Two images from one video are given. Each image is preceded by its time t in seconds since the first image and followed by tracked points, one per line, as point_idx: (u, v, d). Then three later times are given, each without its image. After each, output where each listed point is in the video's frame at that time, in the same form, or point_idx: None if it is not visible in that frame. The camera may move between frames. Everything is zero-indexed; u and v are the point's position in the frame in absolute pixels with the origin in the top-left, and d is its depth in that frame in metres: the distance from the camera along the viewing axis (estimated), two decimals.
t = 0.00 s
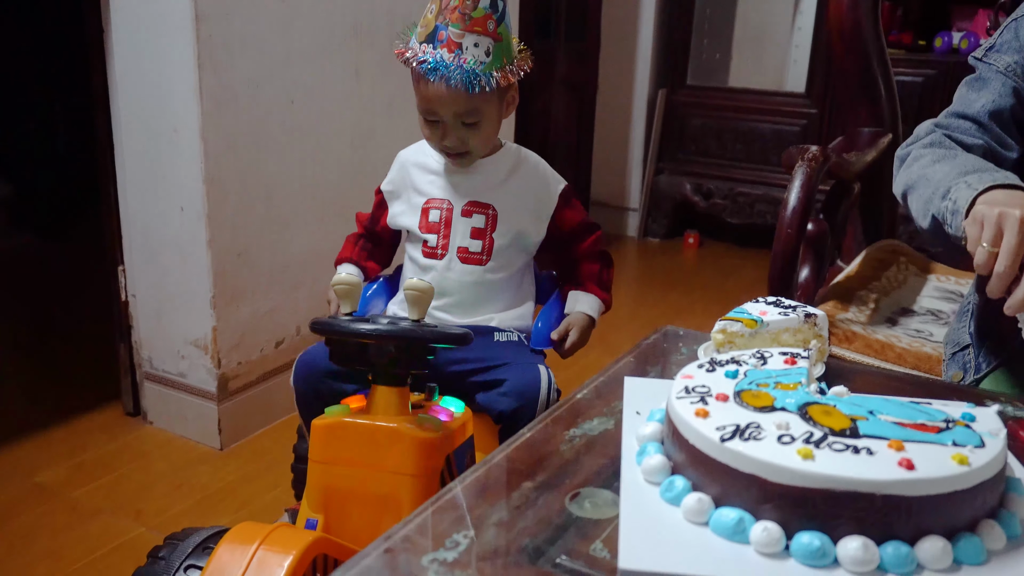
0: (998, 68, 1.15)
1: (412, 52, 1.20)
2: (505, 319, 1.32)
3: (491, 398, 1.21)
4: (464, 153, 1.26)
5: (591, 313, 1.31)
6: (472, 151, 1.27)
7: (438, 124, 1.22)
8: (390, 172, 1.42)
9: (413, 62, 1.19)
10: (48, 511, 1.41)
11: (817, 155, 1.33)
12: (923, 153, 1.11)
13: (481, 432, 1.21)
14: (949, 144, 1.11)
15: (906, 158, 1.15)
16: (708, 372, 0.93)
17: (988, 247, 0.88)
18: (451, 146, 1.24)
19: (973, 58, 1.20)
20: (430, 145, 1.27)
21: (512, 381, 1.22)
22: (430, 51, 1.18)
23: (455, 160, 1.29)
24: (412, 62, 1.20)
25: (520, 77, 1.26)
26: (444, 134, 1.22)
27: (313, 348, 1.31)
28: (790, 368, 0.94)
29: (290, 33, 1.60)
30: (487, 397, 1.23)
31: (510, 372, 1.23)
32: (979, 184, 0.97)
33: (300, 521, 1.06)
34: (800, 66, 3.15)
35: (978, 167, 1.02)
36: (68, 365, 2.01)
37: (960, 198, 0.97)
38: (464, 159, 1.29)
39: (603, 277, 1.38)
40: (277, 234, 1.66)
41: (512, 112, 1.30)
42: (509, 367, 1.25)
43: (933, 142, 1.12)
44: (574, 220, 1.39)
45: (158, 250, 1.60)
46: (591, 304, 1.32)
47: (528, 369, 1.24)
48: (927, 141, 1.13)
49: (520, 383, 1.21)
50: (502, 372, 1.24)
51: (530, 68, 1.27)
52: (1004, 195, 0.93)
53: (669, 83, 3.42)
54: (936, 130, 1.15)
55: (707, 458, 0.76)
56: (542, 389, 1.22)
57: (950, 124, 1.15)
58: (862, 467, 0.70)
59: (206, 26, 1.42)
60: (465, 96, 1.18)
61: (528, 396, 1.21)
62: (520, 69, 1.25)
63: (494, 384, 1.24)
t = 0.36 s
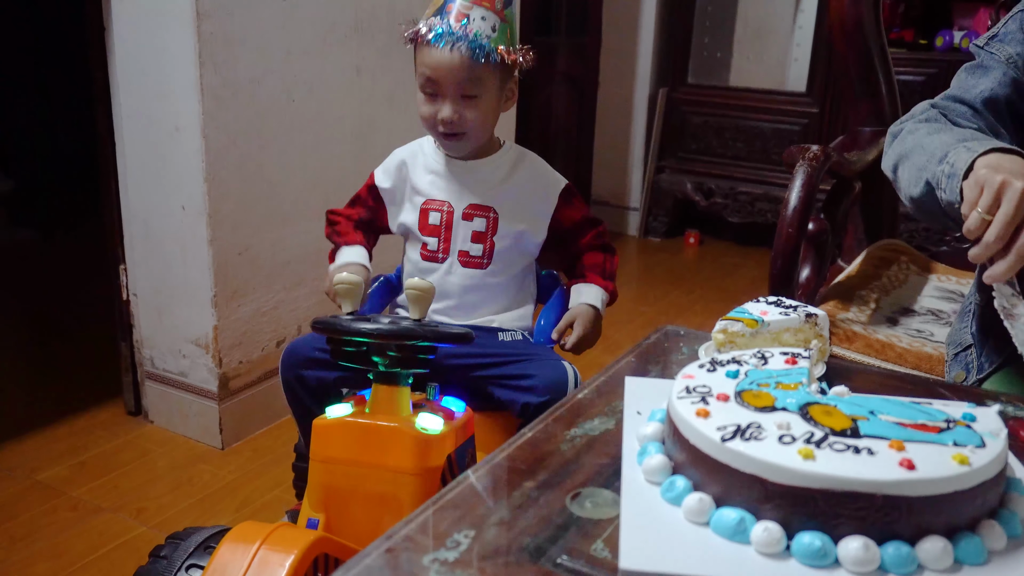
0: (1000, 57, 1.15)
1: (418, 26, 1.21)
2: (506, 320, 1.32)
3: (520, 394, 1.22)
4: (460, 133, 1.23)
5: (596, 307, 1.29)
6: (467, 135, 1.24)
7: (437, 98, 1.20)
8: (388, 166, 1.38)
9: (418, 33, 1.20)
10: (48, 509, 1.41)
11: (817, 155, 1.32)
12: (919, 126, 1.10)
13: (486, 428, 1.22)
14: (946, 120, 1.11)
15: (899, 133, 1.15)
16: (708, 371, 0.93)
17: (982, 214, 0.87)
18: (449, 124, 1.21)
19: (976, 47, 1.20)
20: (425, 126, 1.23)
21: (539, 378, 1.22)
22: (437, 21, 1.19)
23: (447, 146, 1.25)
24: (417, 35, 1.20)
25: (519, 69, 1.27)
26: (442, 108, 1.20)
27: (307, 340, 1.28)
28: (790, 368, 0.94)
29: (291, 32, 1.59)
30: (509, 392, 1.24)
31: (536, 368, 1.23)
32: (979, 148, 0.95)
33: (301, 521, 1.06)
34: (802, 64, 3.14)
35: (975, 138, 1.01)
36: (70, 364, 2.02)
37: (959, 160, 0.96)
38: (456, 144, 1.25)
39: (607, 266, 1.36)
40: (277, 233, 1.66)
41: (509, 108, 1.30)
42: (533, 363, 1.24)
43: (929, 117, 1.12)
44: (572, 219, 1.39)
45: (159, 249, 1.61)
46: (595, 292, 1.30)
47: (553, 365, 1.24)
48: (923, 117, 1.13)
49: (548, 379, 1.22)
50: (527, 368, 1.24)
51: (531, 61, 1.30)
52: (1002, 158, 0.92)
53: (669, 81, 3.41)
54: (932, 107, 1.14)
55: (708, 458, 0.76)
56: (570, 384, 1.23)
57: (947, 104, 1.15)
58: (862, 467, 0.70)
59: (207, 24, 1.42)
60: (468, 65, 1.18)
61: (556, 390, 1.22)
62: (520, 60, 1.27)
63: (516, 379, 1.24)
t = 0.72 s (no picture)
0: (994, 64, 1.15)
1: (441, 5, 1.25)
2: (512, 321, 1.32)
3: (511, 395, 1.21)
4: (471, 104, 1.22)
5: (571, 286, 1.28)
6: (476, 108, 1.23)
7: (451, 65, 1.22)
8: (389, 172, 1.31)
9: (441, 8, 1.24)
10: (48, 510, 1.41)
11: (818, 157, 1.32)
12: (911, 139, 1.12)
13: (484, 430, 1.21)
14: (939, 132, 1.11)
15: (893, 146, 1.16)
16: (709, 372, 0.93)
17: (965, 229, 0.89)
18: (460, 90, 1.21)
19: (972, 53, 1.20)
20: (435, 98, 1.23)
21: (530, 378, 1.22)
22: None
23: (454, 123, 1.24)
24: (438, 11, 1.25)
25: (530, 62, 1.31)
26: (455, 74, 1.21)
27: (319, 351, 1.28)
28: (791, 368, 0.94)
29: (291, 33, 1.59)
30: (504, 395, 1.23)
31: (528, 368, 1.23)
32: (966, 162, 0.97)
33: (301, 522, 1.06)
34: (802, 65, 3.14)
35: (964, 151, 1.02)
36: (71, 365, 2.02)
37: (947, 175, 0.98)
38: (465, 121, 1.24)
39: (592, 255, 1.35)
40: (278, 234, 1.66)
41: (516, 104, 1.32)
42: (525, 364, 1.24)
43: (920, 131, 1.13)
44: (570, 221, 1.39)
45: (159, 250, 1.61)
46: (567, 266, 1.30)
47: (545, 366, 1.24)
48: (914, 130, 1.14)
49: (538, 379, 1.21)
50: (519, 368, 1.24)
51: (542, 63, 1.33)
52: (988, 173, 0.94)
53: (670, 83, 3.42)
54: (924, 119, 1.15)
55: (709, 459, 0.76)
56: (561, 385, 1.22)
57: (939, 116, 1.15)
58: (863, 468, 0.70)
59: (207, 25, 1.42)
60: (488, 34, 1.21)
61: (546, 392, 1.21)
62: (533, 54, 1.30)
63: (509, 380, 1.24)
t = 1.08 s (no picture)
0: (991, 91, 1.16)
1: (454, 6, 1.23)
2: (511, 318, 1.31)
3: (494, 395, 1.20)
4: (492, 111, 1.23)
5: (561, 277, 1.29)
6: (495, 115, 1.24)
7: (474, 72, 1.21)
8: (389, 173, 1.31)
9: (459, 10, 1.22)
10: (48, 510, 1.41)
11: (818, 155, 1.32)
12: (914, 188, 1.14)
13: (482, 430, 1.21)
14: (939, 174, 1.13)
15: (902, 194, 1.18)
16: (709, 372, 0.93)
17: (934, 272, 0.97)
18: (484, 98, 1.21)
19: (973, 71, 1.20)
20: (455, 103, 1.22)
21: (513, 378, 1.21)
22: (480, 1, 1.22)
23: (473, 129, 1.24)
24: (454, 13, 1.23)
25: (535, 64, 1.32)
26: (480, 81, 1.21)
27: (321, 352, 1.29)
28: (791, 368, 0.94)
29: (291, 33, 1.59)
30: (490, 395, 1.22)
31: (511, 369, 1.22)
32: (945, 221, 1.02)
33: (301, 521, 1.06)
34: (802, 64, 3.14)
35: (954, 201, 1.05)
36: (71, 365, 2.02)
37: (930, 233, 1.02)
38: (482, 126, 1.24)
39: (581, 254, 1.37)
40: (278, 234, 1.66)
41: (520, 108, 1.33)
42: (510, 365, 1.24)
43: (924, 175, 1.15)
44: (569, 220, 1.39)
45: (159, 250, 1.61)
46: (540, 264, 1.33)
47: (530, 365, 1.23)
48: (919, 175, 1.16)
49: (521, 379, 1.20)
50: (504, 369, 1.23)
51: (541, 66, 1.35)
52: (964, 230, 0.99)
53: (670, 82, 3.42)
54: (929, 162, 1.17)
55: (708, 459, 0.76)
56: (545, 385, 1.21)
57: (943, 154, 1.17)
58: (863, 467, 0.70)
59: (207, 24, 1.42)
60: (511, 42, 1.22)
61: (530, 392, 1.20)
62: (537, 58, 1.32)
63: (496, 381, 1.23)
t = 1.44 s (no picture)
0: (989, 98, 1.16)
1: (457, 6, 1.23)
2: (509, 316, 1.31)
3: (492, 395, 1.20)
4: (506, 111, 1.23)
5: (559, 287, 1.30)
6: (508, 116, 1.24)
7: (488, 73, 1.21)
8: (385, 179, 1.31)
9: (464, 11, 1.22)
10: (48, 509, 1.41)
11: (817, 154, 1.32)
12: (916, 202, 1.14)
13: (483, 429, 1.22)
14: (940, 186, 1.14)
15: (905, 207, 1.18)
16: (709, 371, 0.93)
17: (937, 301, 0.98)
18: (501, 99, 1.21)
19: (970, 74, 1.20)
20: (471, 104, 1.22)
21: (509, 377, 1.21)
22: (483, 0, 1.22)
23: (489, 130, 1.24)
24: (460, 14, 1.22)
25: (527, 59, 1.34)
26: (495, 82, 1.21)
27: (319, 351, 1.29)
28: (790, 367, 0.94)
29: (290, 32, 1.59)
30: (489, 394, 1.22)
31: (507, 368, 1.22)
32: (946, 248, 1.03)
33: (301, 521, 1.06)
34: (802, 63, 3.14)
35: (956, 220, 1.06)
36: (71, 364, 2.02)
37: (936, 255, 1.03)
38: (495, 126, 1.25)
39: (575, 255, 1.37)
40: (277, 233, 1.66)
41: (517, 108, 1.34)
42: (507, 363, 1.23)
43: (926, 188, 1.15)
44: (568, 220, 1.39)
45: (158, 249, 1.61)
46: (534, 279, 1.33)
47: (524, 363, 1.23)
48: (920, 188, 1.16)
49: (517, 378, 1.20)
50: (500, 368, 1.23)
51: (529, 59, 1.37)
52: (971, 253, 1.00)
53: (669, 81, 3.41)
54: (931, 172, 1.17)
55: (709, 458, 0.76)
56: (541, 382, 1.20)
57: (945, 163, 1.17)
58: (863, 467, 0.70)
59: (205, 23, 1.42)
60: (520, 42, 1.23)
61: (527, 390, 1.19)
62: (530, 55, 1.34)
63: (494, 380, 1.23)
